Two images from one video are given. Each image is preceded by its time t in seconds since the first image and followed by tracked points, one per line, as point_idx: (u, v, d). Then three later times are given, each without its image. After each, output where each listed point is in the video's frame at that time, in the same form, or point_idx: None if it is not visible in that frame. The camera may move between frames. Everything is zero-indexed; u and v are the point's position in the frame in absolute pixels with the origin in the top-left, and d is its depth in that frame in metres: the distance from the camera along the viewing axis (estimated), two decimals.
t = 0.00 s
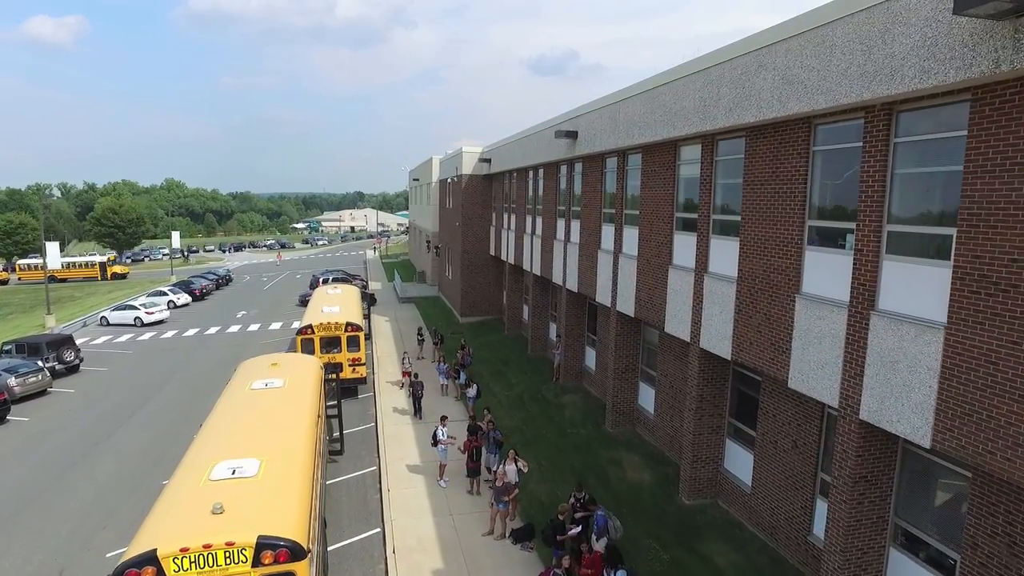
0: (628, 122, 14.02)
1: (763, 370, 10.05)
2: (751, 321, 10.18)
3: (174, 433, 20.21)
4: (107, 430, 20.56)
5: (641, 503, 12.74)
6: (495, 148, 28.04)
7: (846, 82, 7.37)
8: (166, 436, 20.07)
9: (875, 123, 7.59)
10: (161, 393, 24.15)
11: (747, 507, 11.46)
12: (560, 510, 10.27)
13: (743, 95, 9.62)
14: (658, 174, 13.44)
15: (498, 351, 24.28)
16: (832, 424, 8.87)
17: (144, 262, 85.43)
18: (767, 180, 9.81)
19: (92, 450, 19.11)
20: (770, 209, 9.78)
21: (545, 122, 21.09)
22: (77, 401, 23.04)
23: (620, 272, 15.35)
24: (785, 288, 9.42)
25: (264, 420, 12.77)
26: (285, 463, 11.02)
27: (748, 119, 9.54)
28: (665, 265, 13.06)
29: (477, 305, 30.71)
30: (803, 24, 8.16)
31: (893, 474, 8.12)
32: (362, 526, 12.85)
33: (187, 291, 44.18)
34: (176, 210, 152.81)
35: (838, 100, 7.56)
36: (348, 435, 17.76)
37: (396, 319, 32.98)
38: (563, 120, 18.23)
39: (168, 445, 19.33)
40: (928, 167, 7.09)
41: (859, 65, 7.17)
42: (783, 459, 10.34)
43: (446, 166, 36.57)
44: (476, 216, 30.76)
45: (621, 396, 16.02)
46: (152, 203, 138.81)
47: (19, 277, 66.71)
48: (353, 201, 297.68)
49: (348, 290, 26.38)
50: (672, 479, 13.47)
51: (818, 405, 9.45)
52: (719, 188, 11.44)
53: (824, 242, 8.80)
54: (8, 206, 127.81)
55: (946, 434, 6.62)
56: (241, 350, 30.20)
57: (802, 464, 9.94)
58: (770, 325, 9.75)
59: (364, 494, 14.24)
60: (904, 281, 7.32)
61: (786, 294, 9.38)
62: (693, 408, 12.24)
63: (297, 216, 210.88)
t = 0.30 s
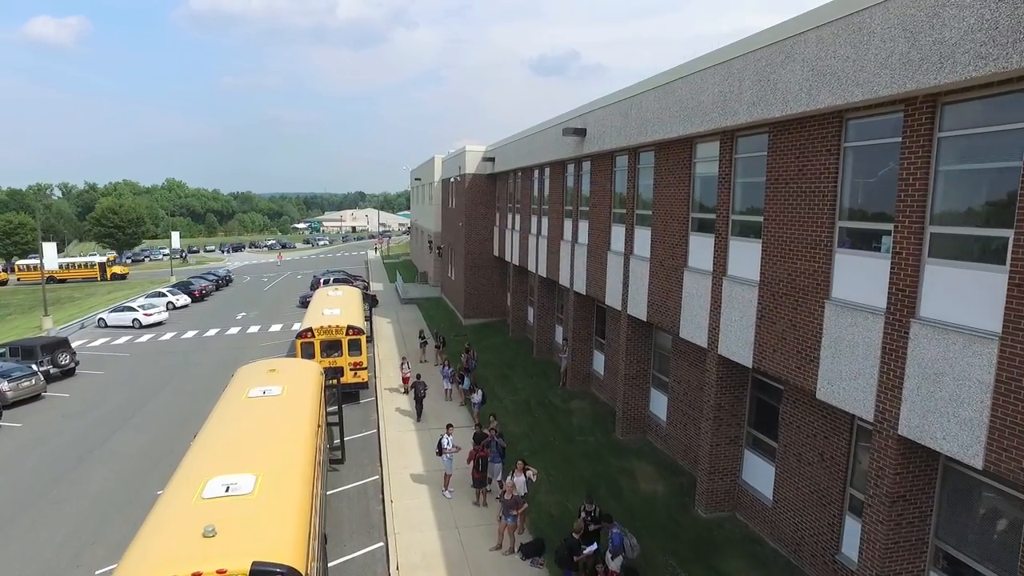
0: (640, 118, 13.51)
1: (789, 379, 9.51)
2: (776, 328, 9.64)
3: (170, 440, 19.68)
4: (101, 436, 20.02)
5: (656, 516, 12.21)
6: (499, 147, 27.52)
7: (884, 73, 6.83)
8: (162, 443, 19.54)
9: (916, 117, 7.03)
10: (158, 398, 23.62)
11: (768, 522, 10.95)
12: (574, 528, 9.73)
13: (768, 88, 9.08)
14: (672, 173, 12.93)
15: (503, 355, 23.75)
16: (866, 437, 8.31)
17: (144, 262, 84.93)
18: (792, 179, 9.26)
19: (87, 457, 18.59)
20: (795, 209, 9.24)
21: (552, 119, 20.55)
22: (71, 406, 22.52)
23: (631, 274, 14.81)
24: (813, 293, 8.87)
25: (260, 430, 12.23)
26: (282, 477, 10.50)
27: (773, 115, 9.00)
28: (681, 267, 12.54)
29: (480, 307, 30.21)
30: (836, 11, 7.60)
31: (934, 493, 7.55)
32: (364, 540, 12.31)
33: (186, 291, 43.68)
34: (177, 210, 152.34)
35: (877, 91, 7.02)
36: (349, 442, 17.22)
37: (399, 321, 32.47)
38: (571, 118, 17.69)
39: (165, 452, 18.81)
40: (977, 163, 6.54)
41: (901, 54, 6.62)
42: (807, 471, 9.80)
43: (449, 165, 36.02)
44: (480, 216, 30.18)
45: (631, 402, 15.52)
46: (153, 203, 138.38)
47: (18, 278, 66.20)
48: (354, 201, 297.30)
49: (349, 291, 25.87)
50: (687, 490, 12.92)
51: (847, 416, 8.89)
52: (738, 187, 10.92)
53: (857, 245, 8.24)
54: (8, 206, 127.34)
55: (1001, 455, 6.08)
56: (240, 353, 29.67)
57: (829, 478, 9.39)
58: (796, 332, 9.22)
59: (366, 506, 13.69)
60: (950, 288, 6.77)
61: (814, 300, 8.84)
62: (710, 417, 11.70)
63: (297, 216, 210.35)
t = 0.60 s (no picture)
0: (653, 115, 13.00)
1: (815, 390, 8.99)
2: (802, 336, 9.11)
3: (167, 447, 19.17)
4: (96, 443, 19.51)
5: (671, 530, 11.67)
6: (503, 145, 27.02)
7: (930, 62, 6.31)
8: (157, 450, 19.02)
9: (963, 109, 6.50)
10: (155, 402, 23.11)
11: (790, 538, 10.43)
12: (587, 547, 9.17)
13: (793, 80, 8.55)
14: (687, 172, 12.44)
15: (507, 358, 23.24)
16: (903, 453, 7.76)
17: (144, 262, 84.37)
18: (820, 178, 8.72)
19: (80, 464, 18.07)
20: (823, 210, 8.69)
21: (558, 117, 20.02)
22: (65, 410, 22.01)
23: (643, 277, 14.31)
24: (843, 300, 8.33)
25: (255, 441, 11.64)
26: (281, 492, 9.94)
27: (800, 109, 8.46)
28: (697, 270, 12.02)
29: (484, 310, 29.62)
30: None
31: (978, 516, 7.00)
32: (365, 555, 11.76)
33: (185, 292, 43.18)
34: (177, 210, 151.87)
35: (921, 82, 6.47)
36: (350, 449, 16.70)
37: (401, 323, 31.95)
38: (578, 115, 17.17)
39: (160, 460, 18.29)
40: None
41: (951, 40, 6.08)
42: (831, 486, 9.27)
43: (451, 165, 35.47)
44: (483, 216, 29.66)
45: (642, 408, 15.04)
46: (153, 203, 137.87)
47: (17, 279, 65.70)
48: (355, 201, 296.80)
49: (350, 293, 25.35)
50: (702, 503, 12.38)
51: (879, 429, 8.34)
52: (758, 187, 10.42)
53: (892, 249, 7.70)
54: (8, 206, 126.84)
55: None
56: (239, 355, 29.15)
57: (856, 495, 8.83)
58: (824, 341, 8.68)
59: (367, 519, 13.15)
60: (1002, 295, 6.23)
61: (844, 306, 8.30)
62: (728, 427, 11.16)
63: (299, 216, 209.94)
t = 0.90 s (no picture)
0: (666, 113, 12.50)
1: (844, 402, 8.46)
2: (830, 344, 8.57)
3: (163, 452, 18.67)
4: (90, 448, 19.00)
5: (686, 545, 11.14)
6: (506, 144, 26.53)
7: (982, 49, 5.79)
8: (154, 455, 18.52)
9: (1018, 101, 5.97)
10: (152, 406, 22.61)
11: (814, 556, 9.91)
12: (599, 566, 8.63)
13: (822, 73, 8.03)
14: (703, 171, 11.94)
15: (512, 362, 22.75)
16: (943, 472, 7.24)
17: (144, 263, 83.88)
18: (851, 176, 8.18)
19: (73, 470, 17.56)
20: (853, 211, 8.16)
21: (564, 115, 19.53)
22: (60, 415, 21.52)
23: (655, 280, 13.80)
24: (875, 307, 7.81)
25: (253, 452, 11.10)
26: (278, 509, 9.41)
27: (829, 104, 7.94)
28: (714, 273, 11.52)
29: (487, 312, 29.10)
30: None
31: None
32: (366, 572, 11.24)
33: (185, 294, 42.71)
34: (178, 210, 151.42)
35: (971, 72, 5.95)
36: (351, 457, 16.19)
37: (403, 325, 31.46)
38: (586, 113, 16.68)
39: (157, 465, 17.78)
40: None
41: (1007, 24, 5.56)
42: (859, 502, 8.75)
43: (452, 165, 35.02)
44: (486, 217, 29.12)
45: (653, 416, 14.53)
46: (154, 203, 137.43)
47: (16, 279, 65.26)
48: (357, 201, 296.38)
49: (351, 295, 24.84)
50: (718, 516, 11.86)
51: (914, 445, 7.82)
52: (780, 187, 9.92)
53: (932, 254, 7.18)
54: (9, 207, 126.42)
55: None
56: (239, 358, 28.65)
57: (886, 513, 8.30)
58: (854, 350, 8.15)
59: (369, 531, 12.64)
60: None
61: (877, 314, 7.77)
62: (747, 438, 10.64)
63: (300, 216, 209.44)
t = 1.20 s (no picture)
0: (681, 109, 12.00)
1: (876, 414, 7.95)
2: (861, 354, 8.05)
3: (160, 458, 18.18)
4: (84, 455, 18.51)
5: (703, 561, 10.63)
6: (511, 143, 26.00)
7: None
8: (150, 461, 18.02)
9: None
10: (149, 410, 22.12)
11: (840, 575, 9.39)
12: None
13: (855, 64, 7.49)
14: (720, 169, 11.45)
15: (517, 365, 22.26)
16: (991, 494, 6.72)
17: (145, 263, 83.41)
18: (885, 175, 7.64)
19: (67, 477, 17.08)
20: (887, 212, 7.63)
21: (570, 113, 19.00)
22: (54, 420, 21.05)
23: (667, 283, 13.31)
24: (912, 314, 7.28)
25: (250, 464, 10.54)
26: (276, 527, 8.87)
27: (862, 98, 7.41)
28: (732, 276, 11.04)
29: (491, 314, 28.63)
30: None
31: None
32: None
33: (185, 294, 42.24)
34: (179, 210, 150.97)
35: None
36: (352, 465, 15.69)
37: (405, 327, 30.99)
38: (594, 111, 16.16)
39: (153, 471, 17.30)
40: None
41: None
42: (890, 520, 8.24)
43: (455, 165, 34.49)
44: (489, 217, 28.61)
45: (665, 424, 14.01)
46: (155, 203, 136.99)
47: (16, 280, 64.83)
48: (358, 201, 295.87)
49: (353, 297, 24.35)
50: (735, 531, 11.34)
51: (954, 462, 7.30)
52: (805, 186, 9.42)
53: (977, 258, 6.66)
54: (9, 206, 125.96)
55: None
56: (238, 360, 28.16)
57: (922, 534, 7.77)
58: (888, 360, 7.63)
59: (371, 545, 12.12)
60: None
61: (914, 322, 7.25)
62: (767, 450, 10.12)
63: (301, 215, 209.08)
